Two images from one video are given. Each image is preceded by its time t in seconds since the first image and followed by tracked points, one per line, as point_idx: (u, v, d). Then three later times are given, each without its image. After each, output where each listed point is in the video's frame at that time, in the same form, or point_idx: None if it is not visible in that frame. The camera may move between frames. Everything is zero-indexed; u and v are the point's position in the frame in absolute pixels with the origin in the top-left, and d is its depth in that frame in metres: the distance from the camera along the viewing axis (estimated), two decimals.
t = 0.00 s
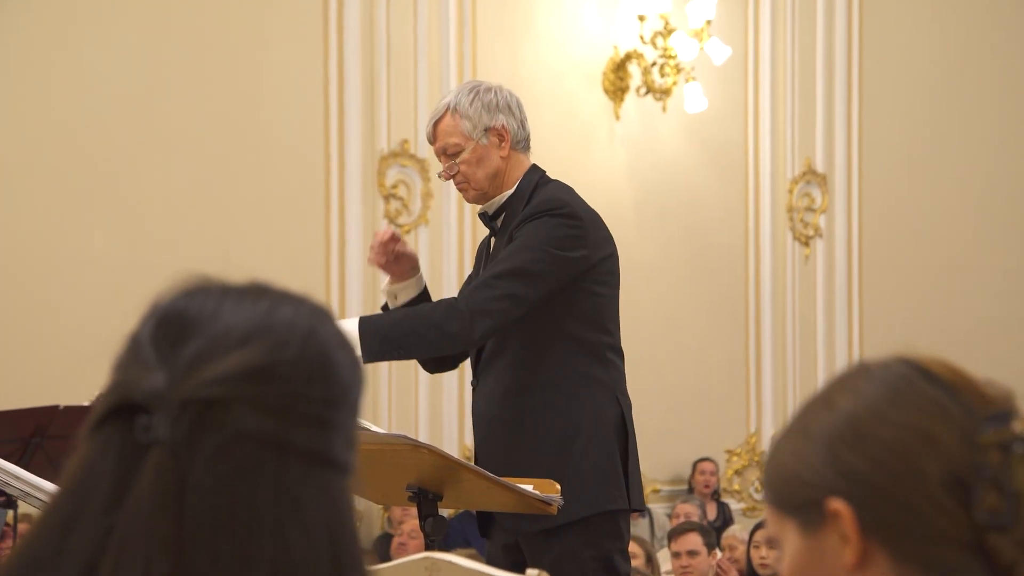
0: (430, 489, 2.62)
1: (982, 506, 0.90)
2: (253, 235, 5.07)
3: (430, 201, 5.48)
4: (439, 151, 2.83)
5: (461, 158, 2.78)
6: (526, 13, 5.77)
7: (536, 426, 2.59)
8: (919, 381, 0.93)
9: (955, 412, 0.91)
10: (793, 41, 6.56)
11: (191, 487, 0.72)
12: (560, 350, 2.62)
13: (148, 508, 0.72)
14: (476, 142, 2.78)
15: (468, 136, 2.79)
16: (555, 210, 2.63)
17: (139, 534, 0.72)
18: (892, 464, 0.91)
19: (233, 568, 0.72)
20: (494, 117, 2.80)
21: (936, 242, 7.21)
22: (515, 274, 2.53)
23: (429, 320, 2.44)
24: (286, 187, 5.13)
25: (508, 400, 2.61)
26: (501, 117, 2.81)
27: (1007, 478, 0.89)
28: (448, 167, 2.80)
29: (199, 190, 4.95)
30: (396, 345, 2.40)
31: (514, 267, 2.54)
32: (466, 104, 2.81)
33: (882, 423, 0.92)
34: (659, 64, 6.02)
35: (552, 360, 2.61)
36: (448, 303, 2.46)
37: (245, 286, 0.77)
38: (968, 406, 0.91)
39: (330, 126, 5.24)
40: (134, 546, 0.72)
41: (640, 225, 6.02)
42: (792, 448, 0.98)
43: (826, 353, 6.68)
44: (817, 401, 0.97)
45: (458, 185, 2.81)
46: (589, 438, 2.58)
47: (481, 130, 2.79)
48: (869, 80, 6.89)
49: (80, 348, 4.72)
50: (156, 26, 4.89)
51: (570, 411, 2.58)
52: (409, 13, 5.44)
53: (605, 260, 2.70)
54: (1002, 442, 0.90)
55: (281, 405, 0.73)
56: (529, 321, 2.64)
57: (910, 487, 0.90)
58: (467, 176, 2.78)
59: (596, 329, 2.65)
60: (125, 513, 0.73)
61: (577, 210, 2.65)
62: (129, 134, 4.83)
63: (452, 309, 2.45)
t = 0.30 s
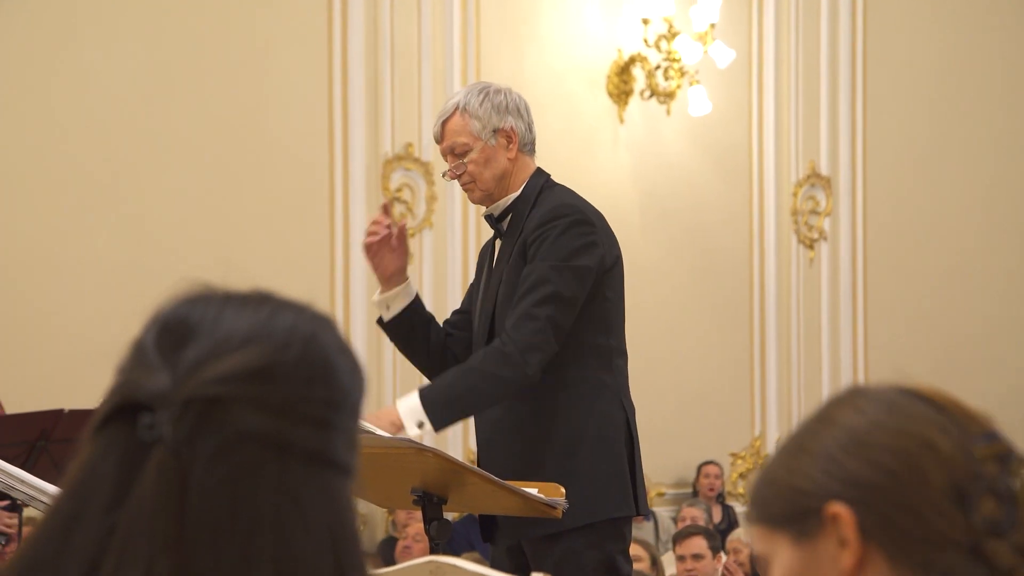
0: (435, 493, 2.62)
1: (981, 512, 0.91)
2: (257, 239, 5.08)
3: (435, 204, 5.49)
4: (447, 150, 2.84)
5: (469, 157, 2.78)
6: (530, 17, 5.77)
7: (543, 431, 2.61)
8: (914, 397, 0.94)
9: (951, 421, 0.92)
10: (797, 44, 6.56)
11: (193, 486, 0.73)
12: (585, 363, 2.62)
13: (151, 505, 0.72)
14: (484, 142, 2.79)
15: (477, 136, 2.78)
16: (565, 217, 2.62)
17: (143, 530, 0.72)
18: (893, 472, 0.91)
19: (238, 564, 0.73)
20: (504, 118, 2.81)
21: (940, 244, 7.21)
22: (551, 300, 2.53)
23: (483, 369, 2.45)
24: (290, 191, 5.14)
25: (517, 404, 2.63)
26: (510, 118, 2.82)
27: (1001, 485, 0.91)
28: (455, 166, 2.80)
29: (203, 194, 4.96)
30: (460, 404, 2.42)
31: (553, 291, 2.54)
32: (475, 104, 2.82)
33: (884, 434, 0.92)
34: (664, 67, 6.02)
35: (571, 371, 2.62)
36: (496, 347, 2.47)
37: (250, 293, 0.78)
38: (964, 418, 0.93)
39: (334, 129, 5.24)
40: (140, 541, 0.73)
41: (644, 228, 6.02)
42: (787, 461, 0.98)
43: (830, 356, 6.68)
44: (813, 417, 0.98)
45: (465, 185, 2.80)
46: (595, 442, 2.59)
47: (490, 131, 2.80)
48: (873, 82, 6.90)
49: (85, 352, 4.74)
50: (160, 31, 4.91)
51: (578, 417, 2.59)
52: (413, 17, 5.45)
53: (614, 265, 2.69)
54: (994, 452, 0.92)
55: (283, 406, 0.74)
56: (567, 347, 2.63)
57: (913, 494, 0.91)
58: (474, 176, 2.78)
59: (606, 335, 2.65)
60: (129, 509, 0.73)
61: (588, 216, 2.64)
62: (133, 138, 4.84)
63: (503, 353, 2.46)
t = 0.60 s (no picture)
0: (440, 497, 2.63)
1: (976, 517, 0.92)
2: (263, 243, 5.09)
3: (440, 208, 5.49)
4: (453, 151, 2.88)
5: (476, 161, 2.84)
6: (536, 21, 5.78)
7: (555, 439, 2.65)
8: (900, 411, 0.96)
9: (939, 435, 0.93)
10: (802, 48, 6.56)
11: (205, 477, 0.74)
12: (597, 374, 2.66)
13: (165, 493, 0.74)
14: (491, 147, 2.85)
15: (485, 141, 2.85)
16: (568, 229, 2.66)
17: (157, 517, 0.74)
18: (887, 483, 0.92)
19: (247, 558, 0.74)
20: (512, 125, 2.88)
21: (947, 248, 7.20)
22: (562, 317, 2.58)
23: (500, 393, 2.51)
24: (296, 196, 5.15)
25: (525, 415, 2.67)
26: (518, 126, 2.89)
27: (993, 489, 0.92)
28: (461, 169, 2.86)
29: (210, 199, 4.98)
30: (484, 430, 2.48)
31: (563, 307, 2.59)
32: (485, 110, 2.88)
33: (874, 445, 0.93)
34: (670, 71, 6.01)
35: (583, 382, 2.65)
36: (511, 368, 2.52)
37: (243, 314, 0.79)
38: (950, 430, 0.94)
39: (340, 134, 5.25)
40: (152, 529, 0.74)
41: (650, 233, 6.04)
42: (780, 481, 0.99)
43: (837, 360, 6.67)
44: (801, 437, 0.99)
45: (470, 188, 2.86)
46: (605, 447, 2.63)
47: (498, 136, 2.86)
48: (879, 85, 6.89)
49: (93, 357, 4.76)
50: (166, 38, 4.93)
51: (587, 424, 2.63)
52: (419, 21, 5.46)
53: (618, 272, 2.73)
54: (983, 458, 0.93)
55: (294, 408, 0.75)
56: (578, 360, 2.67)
57: (908, 501, 0.92)
58: (479, 180, 2.84)
59: (612, 342, 2.70)
60: (143, 495, 0.74)
61: (591, 226, 2.68)
62: (140, 144, 4.87)
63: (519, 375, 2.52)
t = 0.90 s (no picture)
0: (443, 499, 2.63)
1: (942, 526, 0.91)
2: (267, 245, 5.09)
3: (443, 211, 5.50)
4: (479, 152, 2.89)
5: (502, 164, 2.85)
6: (539, 23, 5.79)
7: (581, 445, 2.67)
8: (856, 428, 0.97)
9: (898, 449, 0.93)
10: (806, 50, 6.57)
11: (212, 470, 0.76)
12: (621, 381, 2.69)
13: (171, 482, 0.76)
14: (518, 150, 2.86)
15: (512, 143, 2.86)
16: (594, 233, 2.68)
17: (162, 505, 0.76)
18: (854, 500, 0.91)
19: (250, 553, 0.76)
20: (539, 129, 2.89)
21: (950, 250, 7.19)
22: (586, 321, 2.60)
23: (524, 393, 2.52)
24: (300, 199, 5.15)
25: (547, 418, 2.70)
26: (545, 130, 2.91)
27: (957, 497, 0.92)
28: (486, 171, 2.86)
29: (213, 202, 4.98)
30: (506, 434, 2.51)
31: (587, 311, 2.60)
32: (513, 112, 2.89)
33: (834, 459, 0.93)
34: (673, 73, 6.01)
35: (610, 389, 2.69)
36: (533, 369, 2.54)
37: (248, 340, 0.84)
38: (908, 444, 0.94)
39: (343, 136, 5.26)
40: (158, 518, 0.76)
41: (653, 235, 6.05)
42: (746, 510, 0.98)
43: (841, 362, 6.66)
44: (762, 463, 0.99)
45: (494, 191, 2.86)
46: (632, 453, 2.65)
47: (525, 140, 2.87)
48: (881, 87, 6.89)
49: (95, 358, 4.76)
50: (172, 40, 4.94)
51: (614, 431, 2.66)
52: (422, 23, 5.46)
53: (643, 277, 2.76)
54: (942, 467, 0.93)
55: (300, 415, 0.79)
56: (602, 365, 2.69)
57: (874, 513, 0.91)
58: (503, 184, 2.85)
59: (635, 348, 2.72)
60: (150, 486, 0.77)
61: (619, 231, 2.70)
62: (145, 147, 4.88)
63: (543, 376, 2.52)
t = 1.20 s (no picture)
0: (440, 497, 2.64)
1: (913, 529, 0.91)
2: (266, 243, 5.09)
3: (441, 209, 5.48)
4: (546, 140, 2.99)
5: (568, 154, 2.95)
6: (538, 22, 5.78)
7: (639, 442, 2.75)
8: (821, 442, 0.98)
9: (866, 459, 0.94)
10: (803, 50, 6.58)
11: (198, 464, 0.83)
12: (682, 380, 2.79)
13: (157, 474, 0.83)
14: (585, 142, 2.96)
15: (579, 135, 2.96)
16: (665, 231, 2.77)
17: (149, 496, 0.83)
18: (824, 509, 0.91)
19: (235, 542, 0.83)
20: (606, 125, 3.00)
21: (948, 249, 7.20)
22: (662, 313, 2.67)
23: (600, 379, 2.57)
24: (298, 197, 5.16)
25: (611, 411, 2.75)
26: (612, 126, 3.01)
27: (926, 502, 0.92)
28: (551, 160, 2.96)
29: (212, 200, 4.99)
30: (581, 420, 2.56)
31: (664, 305, 2.68)
32: (583, 105, 3.00)
33: (798, 470, 0.94)
34: (670, 72, 6.01)
35: (672, 386, 2.78)
36: (615, 358, 2.60)
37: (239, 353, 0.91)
38: (875, 455, 0.95)
39: (341, 134, 5.26)
40: (143, 508, 0.83)
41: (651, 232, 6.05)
42: (719, 531, 0.98)
43: (837, 361, 6.67)
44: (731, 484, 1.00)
45: (557, 180, 2.97)
46: (691, 452, 2.76)
47: (592, 133, 2.98)
48: (879, 86, 6.90)
49: (92, 356, 4.78)
50: (171, 40, 4.96)
51: (676, 428, 2.76)
52: (421, 21, 5.46)
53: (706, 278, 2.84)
54: (909, 472, 0.94)
55: (289, 417, 0.86)
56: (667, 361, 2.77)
57: (844, 520, 0.91)
58: (567, 174, 2.95)
59: (693, 346, 2.82)
60: (137, 477, 0.83)
61: (686, 230, 2.79)
62: (145, 146, 4.91)
63: (626, 367, 2.59)
